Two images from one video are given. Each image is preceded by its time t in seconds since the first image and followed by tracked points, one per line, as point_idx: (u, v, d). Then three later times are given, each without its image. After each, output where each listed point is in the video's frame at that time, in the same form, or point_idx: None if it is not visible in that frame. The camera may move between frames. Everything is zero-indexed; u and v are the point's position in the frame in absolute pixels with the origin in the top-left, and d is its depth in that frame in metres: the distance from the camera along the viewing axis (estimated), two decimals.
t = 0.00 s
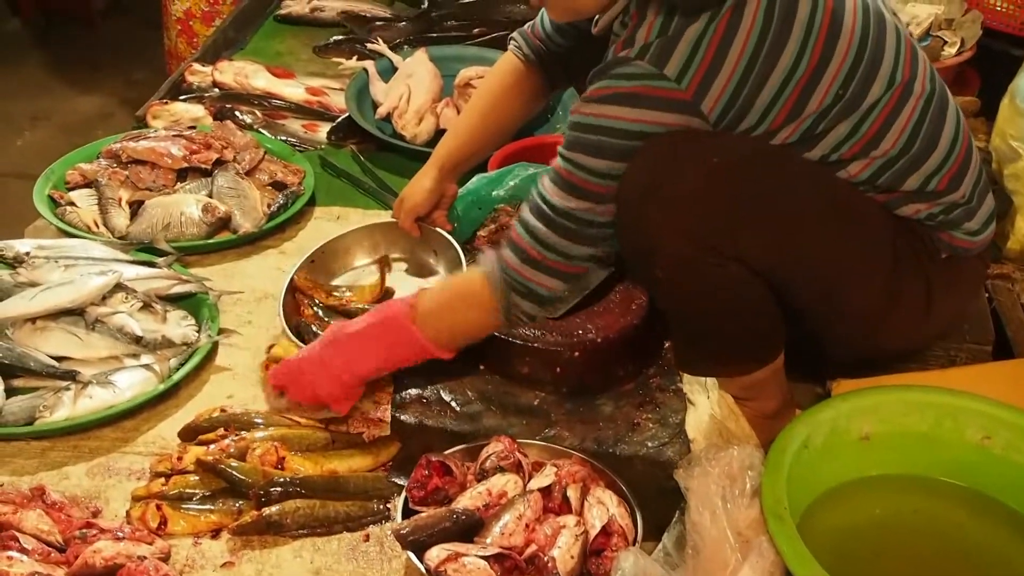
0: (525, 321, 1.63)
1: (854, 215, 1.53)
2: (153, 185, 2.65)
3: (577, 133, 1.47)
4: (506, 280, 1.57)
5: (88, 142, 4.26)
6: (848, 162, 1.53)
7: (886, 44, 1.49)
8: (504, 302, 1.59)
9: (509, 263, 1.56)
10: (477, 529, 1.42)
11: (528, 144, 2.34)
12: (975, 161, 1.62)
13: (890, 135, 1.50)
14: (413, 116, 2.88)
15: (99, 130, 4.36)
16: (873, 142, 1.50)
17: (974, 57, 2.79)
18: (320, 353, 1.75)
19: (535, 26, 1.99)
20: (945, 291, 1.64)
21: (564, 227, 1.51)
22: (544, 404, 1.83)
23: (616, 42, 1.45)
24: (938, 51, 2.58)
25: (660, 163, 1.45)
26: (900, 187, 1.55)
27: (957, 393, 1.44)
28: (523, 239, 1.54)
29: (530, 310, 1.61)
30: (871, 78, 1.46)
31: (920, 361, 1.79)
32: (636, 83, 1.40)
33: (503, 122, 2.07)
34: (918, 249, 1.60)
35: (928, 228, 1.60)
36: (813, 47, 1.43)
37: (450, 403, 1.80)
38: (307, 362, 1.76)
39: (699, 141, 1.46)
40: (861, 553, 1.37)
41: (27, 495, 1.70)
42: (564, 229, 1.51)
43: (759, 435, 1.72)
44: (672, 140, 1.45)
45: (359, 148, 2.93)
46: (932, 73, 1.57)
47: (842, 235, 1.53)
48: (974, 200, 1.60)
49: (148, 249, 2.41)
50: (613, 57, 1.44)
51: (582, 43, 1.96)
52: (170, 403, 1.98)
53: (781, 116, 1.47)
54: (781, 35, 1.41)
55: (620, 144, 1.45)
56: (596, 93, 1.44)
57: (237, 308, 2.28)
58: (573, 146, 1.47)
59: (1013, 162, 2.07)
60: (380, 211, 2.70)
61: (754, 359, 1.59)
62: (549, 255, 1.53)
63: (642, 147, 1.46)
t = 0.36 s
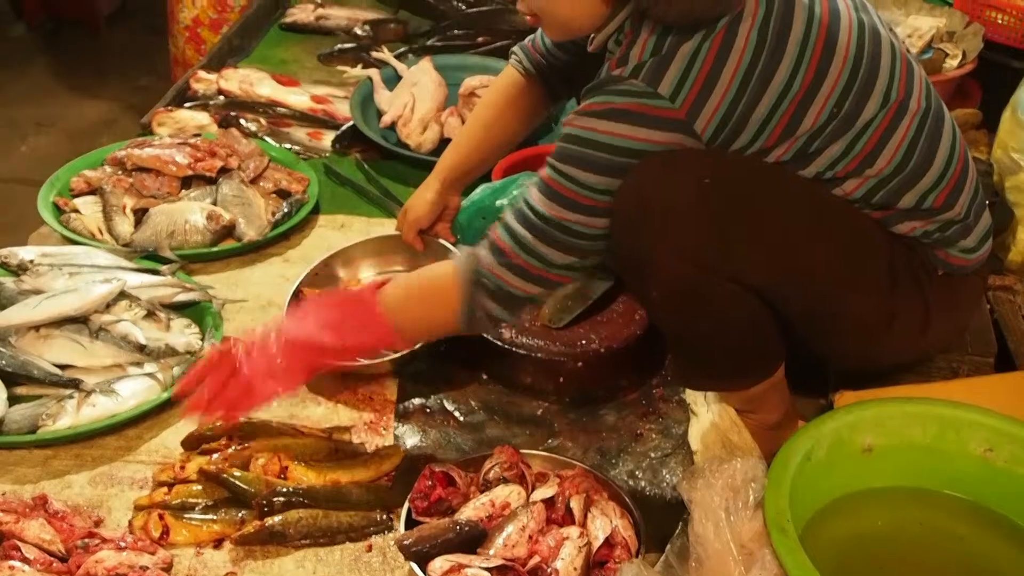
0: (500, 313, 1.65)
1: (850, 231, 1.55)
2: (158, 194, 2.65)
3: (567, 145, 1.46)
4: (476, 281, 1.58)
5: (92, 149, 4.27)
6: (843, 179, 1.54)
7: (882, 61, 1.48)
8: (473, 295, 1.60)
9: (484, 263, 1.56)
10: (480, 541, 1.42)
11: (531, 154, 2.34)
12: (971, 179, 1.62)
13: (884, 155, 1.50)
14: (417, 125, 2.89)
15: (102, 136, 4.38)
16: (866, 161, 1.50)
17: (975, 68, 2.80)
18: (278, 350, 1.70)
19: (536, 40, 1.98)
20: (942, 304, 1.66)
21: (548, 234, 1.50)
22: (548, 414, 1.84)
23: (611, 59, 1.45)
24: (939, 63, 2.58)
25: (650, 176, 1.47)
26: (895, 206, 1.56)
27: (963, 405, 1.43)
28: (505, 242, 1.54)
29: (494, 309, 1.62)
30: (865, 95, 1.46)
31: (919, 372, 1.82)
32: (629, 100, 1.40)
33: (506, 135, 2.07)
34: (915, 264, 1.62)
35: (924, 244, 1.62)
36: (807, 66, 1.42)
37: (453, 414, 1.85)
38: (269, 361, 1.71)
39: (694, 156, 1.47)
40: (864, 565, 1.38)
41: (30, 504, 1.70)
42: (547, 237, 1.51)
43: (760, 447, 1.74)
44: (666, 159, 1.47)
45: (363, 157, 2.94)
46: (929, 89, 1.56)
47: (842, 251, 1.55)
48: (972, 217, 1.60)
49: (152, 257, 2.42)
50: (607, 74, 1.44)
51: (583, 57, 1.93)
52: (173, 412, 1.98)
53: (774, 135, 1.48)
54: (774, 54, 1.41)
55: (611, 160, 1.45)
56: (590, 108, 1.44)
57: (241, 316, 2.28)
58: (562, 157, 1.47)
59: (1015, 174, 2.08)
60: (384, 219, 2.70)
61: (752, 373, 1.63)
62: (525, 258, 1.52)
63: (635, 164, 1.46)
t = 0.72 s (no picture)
0: (492, 352, 1.63)
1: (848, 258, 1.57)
2: (158, 216, 2.67)
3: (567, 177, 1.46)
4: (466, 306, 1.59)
5: (92, 167, 4.29)
6: (841, 208, 1.56)
7: (876, 90, 1.50)
8: (462, 330, 1.60)
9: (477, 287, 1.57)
10: (481, 567, 1.43)
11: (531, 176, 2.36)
12: (969, 207, 1.64)
13: (881, 185, 1.52)
14: (417, 148, 2.90)
15: (103, 154, 4.40)
16: (862, 190, 1.53)
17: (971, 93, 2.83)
18: (270, 406, 1.76)
19: (533, 68, 2.01)
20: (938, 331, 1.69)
21: (543, 259, 1.50)
22: (548, 438, 1.86)
23: (606, 91, 1.45)
24: (936, 88, 2.62)
25: (649, 205, 1.47)
26: (893, 233, 1.58)
27: (962, 432, 1.43)
28: (500, 268, 1.54)
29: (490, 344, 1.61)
30: (860, 124, 1.48)
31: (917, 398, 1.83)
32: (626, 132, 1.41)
33: (504, 160, 2.08)
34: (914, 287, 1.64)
35: (924, 272, 1.64)
36: (801, 99, 1.44)
37: (452, 438, 1.87)
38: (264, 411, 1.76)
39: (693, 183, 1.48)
40: None
41: (29, 529, 1.73)
42: (542, 261, 1.50)
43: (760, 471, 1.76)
44: (662, 186, 1.46)
45: (363, 178, 2.96)
46: (925, 120, 1.58)
47: (840, 278, 1.56)
48: (969, 246, 1.63)
49: (152, 279, 2.42)
50: (603, 106, 1.44)
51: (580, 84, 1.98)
52: (173, 435, 1.98)
53: (775, 168, 1.50)
54: (768, 87, 1.42)
55: (609, 188, 1.44)
56: (587, 137, 1.44)
57: (241, 338, 2.29)
58: (557, 183, 1.46)
59: (1012, 199, 2.09)
60: (385, 241, 2.72)
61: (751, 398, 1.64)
62: (518, 284, 1.53)
63: (633, 192, 1.45)
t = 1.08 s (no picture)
0: (598, 346, 1.61)
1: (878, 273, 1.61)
2: (166, 244, 2.66)
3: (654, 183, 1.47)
4: (576, 312, 1.57)
5: (97, 192, 4.32)
6: (912, 220, 1.55)
7: (944, 109, 1.54)
8: (570, 326, 1.60)
9: (583, 299, 1.55)
10: None
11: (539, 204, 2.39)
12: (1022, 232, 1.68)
13: (950, 202, 1.54)
14: (422, 176, 2.93)
15: (108, 180, 4.43)
16: (939, 201, 1.53)
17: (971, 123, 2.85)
18: (394, 281, 1.74)
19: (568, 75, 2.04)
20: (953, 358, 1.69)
21: (645, 272, 1.49)
22: (553, 469, 1.88)
23: (696, 93, 1.44)
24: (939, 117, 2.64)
25: (726, 218, 1.48)
26: (958, 246, 1.58)
27: (972, 467, 1.43)
28: (602, 278, 1.52)
29: (595, 346, 1.61)
30: (936, 140, 1.51)
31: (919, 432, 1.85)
32: (721, 132, 1.41)
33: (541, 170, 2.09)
34: (966, 309, 1.62)
35: (980, 285, 1.62)
36: (886, 112, 1.47)
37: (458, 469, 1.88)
38: (380, 293, 1.77)
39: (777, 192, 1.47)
40: None
41: (35, 561, 1.73)
42: (645, 275, 1.50)
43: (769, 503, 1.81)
44: (752, 194, 1.46)
45: (369, 206, 2.98)
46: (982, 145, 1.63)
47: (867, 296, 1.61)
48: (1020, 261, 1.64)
49: (159, 308, 2.43)
50: (697, 110, 1.44)
51: (616, 98, 2.01)
52: (179, 465, 1.98)
53: (852, 182, 1.50)
54: (857, 97, 1.45)
55: (708, 195, 1.44)
56: (682, 141, 1.44)
57: (248, 367, 2.29)
58: (656, 191, 1.46)
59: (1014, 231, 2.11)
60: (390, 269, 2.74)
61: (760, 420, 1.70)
62: (627, 298, 1.52)
63: (727, 198, 1.45)
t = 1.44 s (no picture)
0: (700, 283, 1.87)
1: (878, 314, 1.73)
2: (166, 291, 2.66)
3: (809, 139, 1.69)
4: (695, 241, 1.79)
5: (97, 236, 4.32)
6: (1001, 267, 1.78)
7: None
8: (689, 244, 1.80)
9: (705, 234, 1.78)
10: None
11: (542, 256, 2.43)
12: None
13: None
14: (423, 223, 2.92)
15: (108, 223, 4.43)
16: None
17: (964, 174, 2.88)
18: (508, 165, 2.03)
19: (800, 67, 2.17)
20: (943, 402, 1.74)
21: (769, 224, 1.73)
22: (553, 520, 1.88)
23: (871, 71, 1.69)
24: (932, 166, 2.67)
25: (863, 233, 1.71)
26: None
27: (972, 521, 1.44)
28: (730, 218, 1.75)
29: (697, 276, 1.85)
30: None
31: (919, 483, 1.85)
32: (897, 113, 1.63)
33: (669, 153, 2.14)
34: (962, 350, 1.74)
35: None
36: None
37: (458, 520, 1.88)
38: (502, 177, 2.03)
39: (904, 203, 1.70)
40: None
41: None
42: (772, 222, 1.73)
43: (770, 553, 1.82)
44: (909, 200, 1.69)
45: (369, 253, 3.00)
46: None
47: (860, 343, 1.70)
48: None
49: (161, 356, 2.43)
50: (877, 86, 1.67)
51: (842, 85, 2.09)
52: (177, 518, 1.96)
53: (989, 197, 1.72)
54: (1008, 140, 1.71)
55: (880, 186, 1.67)
56: (859, 111, 1.66)
57: (248, 417, 2.27)
58: (819, 153, 1.67)
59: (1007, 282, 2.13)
60: (389, 314, 2.74)
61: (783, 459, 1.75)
62: (748, 243, 1.75)
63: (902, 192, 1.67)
